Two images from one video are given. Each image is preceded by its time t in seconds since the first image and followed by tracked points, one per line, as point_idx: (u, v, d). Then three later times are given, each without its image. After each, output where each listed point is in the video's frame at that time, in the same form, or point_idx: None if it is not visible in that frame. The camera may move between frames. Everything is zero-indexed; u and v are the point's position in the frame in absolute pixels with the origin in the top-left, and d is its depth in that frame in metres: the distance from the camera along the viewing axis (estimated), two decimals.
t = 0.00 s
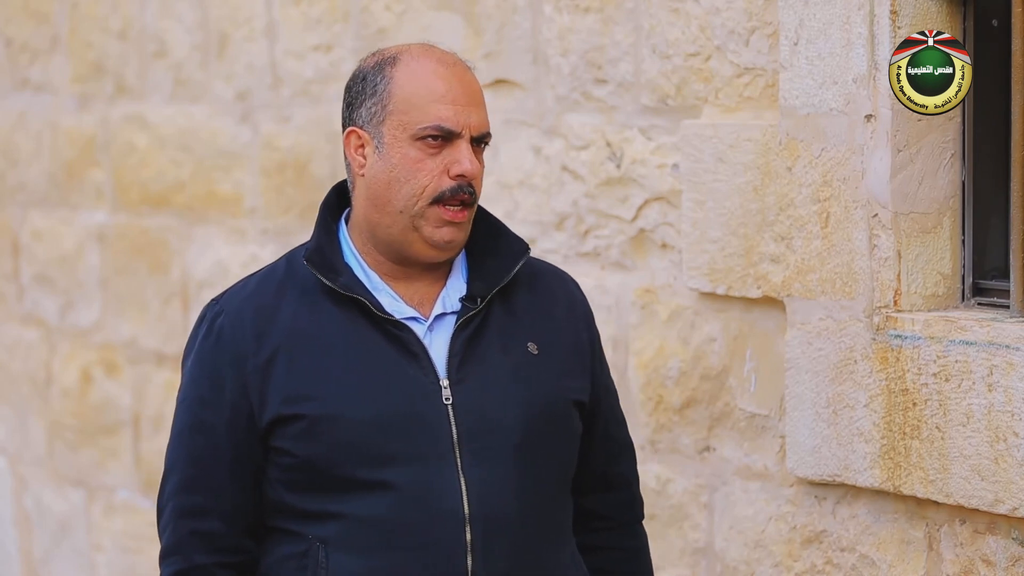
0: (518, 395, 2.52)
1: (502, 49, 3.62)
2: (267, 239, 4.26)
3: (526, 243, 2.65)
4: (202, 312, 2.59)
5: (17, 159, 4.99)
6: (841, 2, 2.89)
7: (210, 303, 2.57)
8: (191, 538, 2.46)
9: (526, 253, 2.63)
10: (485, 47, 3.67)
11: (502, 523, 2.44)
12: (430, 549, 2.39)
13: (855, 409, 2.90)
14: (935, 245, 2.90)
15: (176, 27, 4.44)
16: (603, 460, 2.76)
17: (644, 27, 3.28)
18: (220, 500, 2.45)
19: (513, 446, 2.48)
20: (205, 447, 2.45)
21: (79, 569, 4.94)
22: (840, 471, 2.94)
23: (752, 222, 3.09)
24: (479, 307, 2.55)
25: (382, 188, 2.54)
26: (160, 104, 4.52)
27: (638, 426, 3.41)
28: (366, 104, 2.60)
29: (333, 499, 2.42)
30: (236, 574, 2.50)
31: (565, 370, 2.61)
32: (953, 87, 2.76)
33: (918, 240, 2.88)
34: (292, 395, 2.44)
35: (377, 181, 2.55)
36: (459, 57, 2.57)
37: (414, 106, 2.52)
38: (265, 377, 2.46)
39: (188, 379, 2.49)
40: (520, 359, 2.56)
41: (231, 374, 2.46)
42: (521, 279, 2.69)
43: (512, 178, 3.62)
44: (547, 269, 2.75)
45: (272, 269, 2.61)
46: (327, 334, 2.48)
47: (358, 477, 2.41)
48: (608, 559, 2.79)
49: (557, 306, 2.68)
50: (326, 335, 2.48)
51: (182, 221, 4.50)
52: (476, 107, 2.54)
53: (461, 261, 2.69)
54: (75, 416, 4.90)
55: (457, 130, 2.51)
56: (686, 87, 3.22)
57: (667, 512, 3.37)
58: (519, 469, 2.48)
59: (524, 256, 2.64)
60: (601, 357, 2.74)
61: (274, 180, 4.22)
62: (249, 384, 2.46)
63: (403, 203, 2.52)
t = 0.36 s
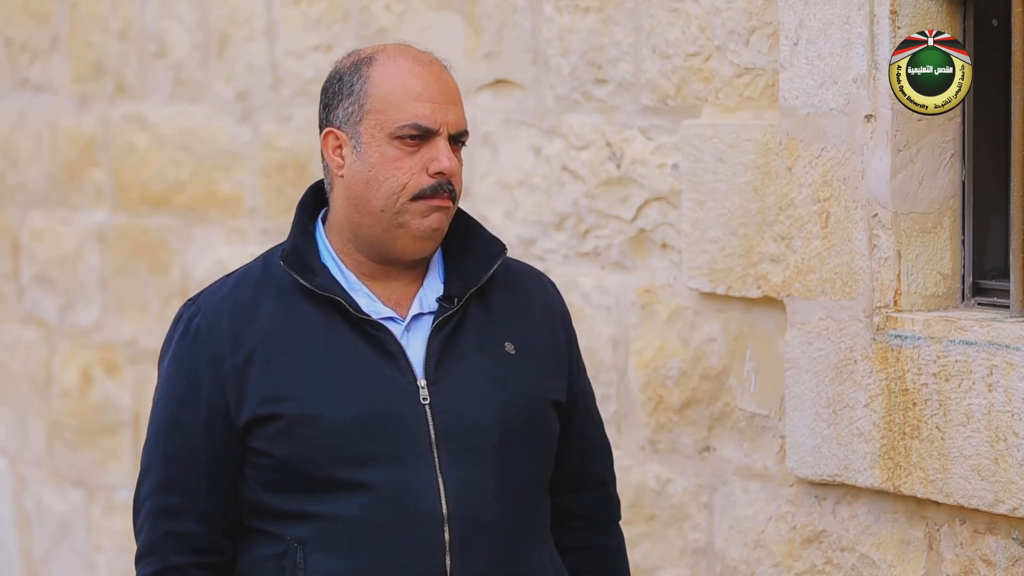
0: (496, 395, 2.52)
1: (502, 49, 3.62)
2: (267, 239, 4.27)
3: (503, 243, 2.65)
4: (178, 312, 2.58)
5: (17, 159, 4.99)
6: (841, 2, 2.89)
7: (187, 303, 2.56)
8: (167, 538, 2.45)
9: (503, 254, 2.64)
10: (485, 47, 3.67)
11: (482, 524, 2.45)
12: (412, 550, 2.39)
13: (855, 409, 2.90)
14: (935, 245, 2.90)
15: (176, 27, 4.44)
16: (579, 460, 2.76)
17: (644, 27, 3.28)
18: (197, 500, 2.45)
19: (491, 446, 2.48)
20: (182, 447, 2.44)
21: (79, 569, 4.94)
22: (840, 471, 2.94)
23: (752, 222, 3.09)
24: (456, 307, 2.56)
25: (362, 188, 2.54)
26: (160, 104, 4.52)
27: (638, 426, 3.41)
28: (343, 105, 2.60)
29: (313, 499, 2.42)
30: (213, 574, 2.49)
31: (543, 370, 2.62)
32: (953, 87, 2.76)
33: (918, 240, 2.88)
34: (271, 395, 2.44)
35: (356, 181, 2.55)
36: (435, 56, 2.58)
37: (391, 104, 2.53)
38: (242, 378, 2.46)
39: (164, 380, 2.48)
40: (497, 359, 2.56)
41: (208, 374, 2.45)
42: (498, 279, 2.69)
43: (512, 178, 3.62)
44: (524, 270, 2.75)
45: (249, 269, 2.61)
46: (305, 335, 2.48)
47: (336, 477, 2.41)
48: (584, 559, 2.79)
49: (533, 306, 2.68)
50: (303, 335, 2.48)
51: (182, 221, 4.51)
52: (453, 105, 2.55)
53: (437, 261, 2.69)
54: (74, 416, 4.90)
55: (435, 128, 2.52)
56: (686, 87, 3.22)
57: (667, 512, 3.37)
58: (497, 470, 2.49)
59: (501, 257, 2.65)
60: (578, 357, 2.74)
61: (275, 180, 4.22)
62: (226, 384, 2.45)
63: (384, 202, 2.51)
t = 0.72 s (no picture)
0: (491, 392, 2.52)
1: (502, 49, 3.62)
2: (267, 239, 4.27)
3: (493, 239, 2.65)
4: (172, 312, 2.58)
5: (17, 159, 4.99)
6: (841, 2, 2.89)
7: (180, 303, 2.56)
8: (162, 538, 2.45)
9: (492, 250, 2.64)
10: (485, 47, 3.67)
11: (479, 522, 2.45)
12: (409, 549, 2.39)
13: (855, 409, 2.90)
14: (935, 245, 2.90)
15: (176, 27, 4.44)
16: (575, 455, 2.76)
17: (644, 27, 3.28)
18: (192, 500, 2.44)
19: (488, 443, 2.49)
20: (175, 446, 2.44)
21: (79, 569, 4.94)
22: (840, 471, 2.94)
23: (752, 222, 3.09)
24: (448, 303, 2.56)
25: (347, 185, 2.55)
26: (160, 104, 4.52)
27: (638, 427, 3.41)
28: (325, 105, 2.61)
29: (309, 497, 2.42)
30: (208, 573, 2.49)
31: (537, 365, 2.62)
32: (953, 87, 2.76)
33: (918, 240, 2.88)
34: (265, 392, 2.44)
35: (342, 179, 2.55)
36: (415, 51, 2.59)
37: (373, 101, 2.53)
38: (236, 376, 2.46)
39: (158, 380, 2.48)
40: (490, 355, 2.56)
41: (202, 374, 2.45)
42: (490, 275, 2.69)
43: (512, 178, 3.62)
44: (516, 266, 2.75)
45: (242, 269, 2.61)
46: (299, 333, 2.48)
47: (332, 474, 2.41)
48: (582, 556, 2.79)
49: (526, 301, 2.68)
50: (295, 333, 2.48)
51: (182, 221, 4.51)
52: (434, 98, 2.55)
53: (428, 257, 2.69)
54: (74, 416, 4.90)
55: (417, 122, 2.52)
56: (686, 87, 3.22)
57: (667, 512, 3.37)
58: (493, 467, 2.48)
59: (491, 253, 2.65)
60: (573, 352, 2.74)
61: (275, 180, 4.22)
62: (220, 383, 2.45)
63: (369, 199, 2.52)
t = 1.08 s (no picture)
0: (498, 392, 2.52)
1: (502, 49, 3.62)
2: (267, 239, 4.26)
3: (498, 239, 2.65)
4: (178, 314, 2.58)
5: (17, 159, 4.99)
6: (841, 2, 2.89)
7: (187, 305, 2.56)
8: (171, 540, 2.46)
9: (499, 250, 2.64)
10: (485, 47, 3.67)
11: (486, 522, 2.44)
12: (416, 549, 2.39)
13: (855, 409, 2.90)
14: (935, 245, 2.90)
15: (176, 27, 4.44)
16: (582, 455, 2.76)
17: (644, 27, 3.28)
18: (199, 502, 2.45)
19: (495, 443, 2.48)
20: (183, 449, 2.44)
21: (79, 569, 4.94)
22: (840, 471, 2.94)
23: (752, 222, 3.09)
24: (455, 303, 2.55)
25: (349, 185, 2.55)
26: (160, 104, 4.52)
27: (638, 427, 3.41)
28: (328, 105, 2.61)
29: (316, 497, 2.42)
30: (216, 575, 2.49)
31: (543, 364, 2.61)
32: (953, 87, 2.77)
33: (918, 240, 2.88)
34: (271, 393, 2.44)
35: (343, 179, 2.56)
36: (417, 50, 2.59)
37: (373, 101, 2.53)
38: (242, 377, 2.46)
39: (164, 383, 2.48)
40: (497, 355, 2.56)
41: (208, 376, 2.45)
42: (497, 274, 2.69)
43: (512, 178, 3.62)
44: (522, 266, 2.75)
45: (248, 270, 2.60)
46: (305, 333, 2.48)
47: (337, 475, 2.41)
48: (589, 555, 2.79)
49: (532, 301, 2.68)
50: (302, 334, 2.48)
51: (182, 221, 4.51)
52: (436, 98, 2.55)
53: (434, 258, 2.69)
54: (75, 416, 4.90)
55: (417, 122, 2.52)
56: (686, 87, 3.22)
57: (667, 512, 3.37)
58: (499, 466, 2.48)
59: (497, 252, 2.65)
60: (580, 352, 2.74)
61: (275, 180, 4.22)
62: (227, 385, 2.45)
63: (370, 199, 2.52)
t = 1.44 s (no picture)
0: (508, 393, 2.52)
1: (502, 49, 3.62)
2: (267, 239, 4.26)
3: (511, 239, 2.65)
4: (190, 315, 2.58)
5: (17, 159, 4.99)
6: (841, 2, 2.89)
7: (199, 305, 2.56)
8: (183, 540, 2.45)
9: (512, 249, 2.64)
10: (485, 47, 3.67)
11: (496, 522, 2.44)
12: (426, 549, 2.38)
13: (855, 409, 2.90)
14: (935, 245, 2.90)
15: (176, 27, 4.44)
16: (594, 456, 2.76)
17: (644, 27, 3.28)
18: (212, 502, 2.44)
19: (506, 443, 2.48)
20: (195, 450, 2.44)
21: (79, 569, 4.94)
22: (840, 471, 2.94)
23: (752, 222, 3.09)
24: (467, 303, 2.56)
25: (361, 186, 2.55)
26: (161, 104, 4.52)
27: (638, 427, 3.41)
28: (341, 105, 2.60)
29: (328, 497, 2.42)
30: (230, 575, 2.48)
31: (555, 365, 2.61)
32: (953, 87, 2.76)
33: (918, 240, 2.88)
34: (284, 394, 2.44)
35: (356, 180, 2.55)
36: (428, 50, 2.58)
37: (386, 101, 2.53)
38: (255, 378, 2.46)
39: (177, 384, 2.48)
40: (509, 355, 2.56)
41: (221, 377, 2.45)
42: (509, 275, 2.69)
43: (512, 178, 3.62)
44: (534, 266, 2.74)
45: (260, 271, 2.60)
46: (317, 334, 2.48)
47: (349, 475, 2.40)
48: (600, 556, 2.78)
49: (544, 301, 2.68)
50: (313, 335, 2.48)
51: (182, 221, 4.51)
52: (448, 98, 2.55)
53: (447, 258, 2.69)
54: (75, 416, 4.90)
55: (429, 123, 2.52)
56: (686, 87, 3.22)
57: (667, 512, 3.37)
58: (511, 467, 2.48)
59: (509, 252, 2.65)
60: (592, 352, 2.73)
61: (274, 180, 4.22)
62: (239, 386, 2.45)
63: (383, 200, 2.52)
